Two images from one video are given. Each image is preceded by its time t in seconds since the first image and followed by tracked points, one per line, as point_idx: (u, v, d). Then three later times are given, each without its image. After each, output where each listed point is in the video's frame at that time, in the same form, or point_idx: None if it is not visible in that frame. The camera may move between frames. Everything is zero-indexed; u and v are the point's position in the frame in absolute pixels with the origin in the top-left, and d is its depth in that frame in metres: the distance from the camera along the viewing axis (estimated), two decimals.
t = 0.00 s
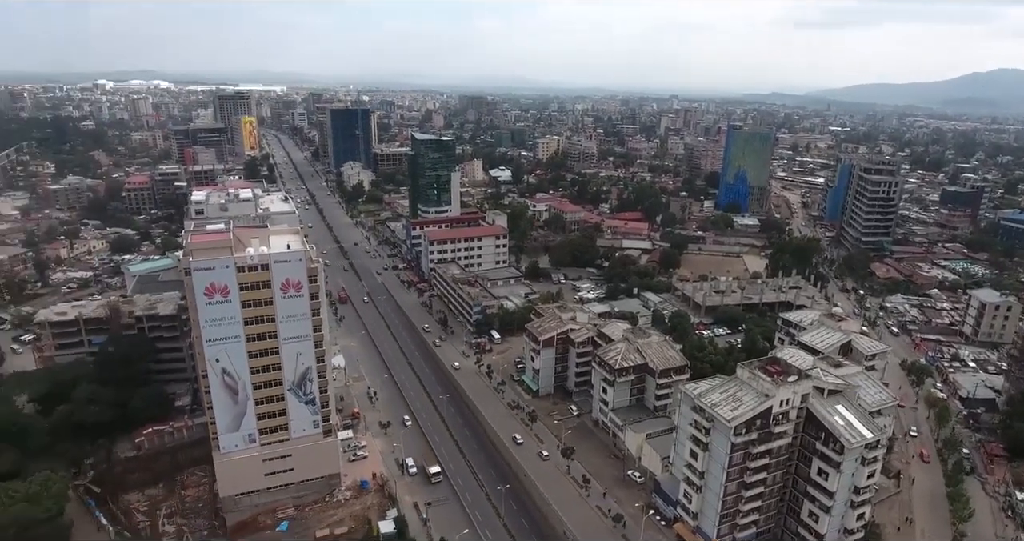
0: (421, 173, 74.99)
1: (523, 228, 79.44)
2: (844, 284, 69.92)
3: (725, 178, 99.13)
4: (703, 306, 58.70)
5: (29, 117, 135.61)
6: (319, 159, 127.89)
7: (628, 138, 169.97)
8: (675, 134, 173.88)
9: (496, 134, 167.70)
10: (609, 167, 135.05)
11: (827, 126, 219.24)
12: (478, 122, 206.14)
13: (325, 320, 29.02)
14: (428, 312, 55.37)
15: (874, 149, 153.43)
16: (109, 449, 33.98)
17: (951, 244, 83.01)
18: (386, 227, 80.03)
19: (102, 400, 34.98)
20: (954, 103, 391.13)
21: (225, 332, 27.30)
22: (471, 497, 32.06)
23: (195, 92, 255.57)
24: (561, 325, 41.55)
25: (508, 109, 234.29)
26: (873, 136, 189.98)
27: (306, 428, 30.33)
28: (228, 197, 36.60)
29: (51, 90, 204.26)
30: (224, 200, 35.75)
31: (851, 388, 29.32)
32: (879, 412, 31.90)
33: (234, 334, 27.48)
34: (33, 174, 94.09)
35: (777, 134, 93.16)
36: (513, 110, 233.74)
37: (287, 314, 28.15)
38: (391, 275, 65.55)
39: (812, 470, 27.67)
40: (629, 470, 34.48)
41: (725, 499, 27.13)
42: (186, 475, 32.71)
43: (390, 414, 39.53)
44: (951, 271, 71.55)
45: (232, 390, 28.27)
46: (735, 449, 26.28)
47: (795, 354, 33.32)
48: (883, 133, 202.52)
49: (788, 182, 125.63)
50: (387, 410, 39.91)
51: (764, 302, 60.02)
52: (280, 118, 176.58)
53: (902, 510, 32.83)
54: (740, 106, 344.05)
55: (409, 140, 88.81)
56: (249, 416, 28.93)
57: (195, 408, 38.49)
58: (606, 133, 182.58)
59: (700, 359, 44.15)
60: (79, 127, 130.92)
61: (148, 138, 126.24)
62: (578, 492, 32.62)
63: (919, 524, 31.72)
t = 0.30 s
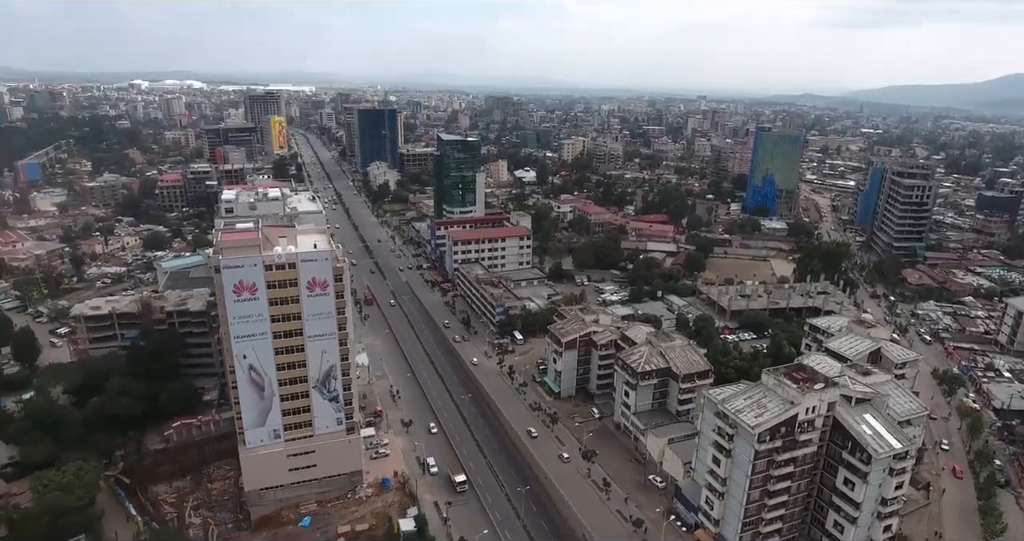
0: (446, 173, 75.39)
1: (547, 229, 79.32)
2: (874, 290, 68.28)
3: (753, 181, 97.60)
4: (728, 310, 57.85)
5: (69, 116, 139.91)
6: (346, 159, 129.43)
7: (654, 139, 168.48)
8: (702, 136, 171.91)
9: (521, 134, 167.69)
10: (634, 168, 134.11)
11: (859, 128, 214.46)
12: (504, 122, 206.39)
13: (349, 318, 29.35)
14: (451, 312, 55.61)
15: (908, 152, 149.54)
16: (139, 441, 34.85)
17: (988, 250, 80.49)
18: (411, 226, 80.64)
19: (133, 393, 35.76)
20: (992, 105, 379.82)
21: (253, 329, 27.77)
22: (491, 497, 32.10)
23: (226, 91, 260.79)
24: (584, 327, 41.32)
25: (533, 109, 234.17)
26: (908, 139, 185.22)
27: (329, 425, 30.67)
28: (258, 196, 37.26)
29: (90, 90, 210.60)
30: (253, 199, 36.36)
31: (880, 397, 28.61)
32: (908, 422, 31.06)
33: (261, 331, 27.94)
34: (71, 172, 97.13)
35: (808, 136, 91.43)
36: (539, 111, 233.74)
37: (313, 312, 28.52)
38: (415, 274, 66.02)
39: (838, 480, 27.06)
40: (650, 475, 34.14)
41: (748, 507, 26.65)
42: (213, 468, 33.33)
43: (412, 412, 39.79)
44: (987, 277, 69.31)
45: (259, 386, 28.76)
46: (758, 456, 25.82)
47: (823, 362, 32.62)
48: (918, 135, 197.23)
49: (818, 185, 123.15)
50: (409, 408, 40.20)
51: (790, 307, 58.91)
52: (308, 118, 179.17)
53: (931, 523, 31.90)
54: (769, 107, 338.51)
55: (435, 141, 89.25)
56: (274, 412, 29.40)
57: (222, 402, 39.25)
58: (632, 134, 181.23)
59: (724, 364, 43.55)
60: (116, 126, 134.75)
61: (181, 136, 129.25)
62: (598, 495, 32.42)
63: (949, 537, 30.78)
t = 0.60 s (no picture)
0: (462, 173, 75.53)
1: (563, 230, 79.12)
2: (895, 294, 67.06)
3: (772, 183, 96.41)
4: (745, 313, 57.16)
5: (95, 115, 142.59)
6: (364, 158, 130.28)
7: (672, 140, 167.32)
8: (721, 137, 170.33)
9: (538, 135, 167.43)
10: (652, 170, 133.29)
11: (882, 130, 210.73)
12: (521, 122, 206.28)
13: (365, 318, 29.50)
14: (467, 313, 55.70)
15: (932, 154, 146.75)
16: (159, 436, 35.26)
17: (1013, 254, 78.64)
18: (428, 226, 80.90)
19: (153, 388, 36.34)
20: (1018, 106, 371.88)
21: (271, 327, 28.04)
22: (504, 498, 32.06)
23: (247, 91, 263.98)
24: (599, 329, 41.09)
25: (551, 110, 233.98)
26: (931, 140, 181.73)
27: (345, 423, 30.88)
28: (277, 195, 37.61)
29: (116, 90, 214.65)
30: (272, 198, 36.73)
31: (900, 403, 28.05)
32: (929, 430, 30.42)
33: (279, 329, 28.20)
34: (96, 170, 99.10)
35: (829, 138, 90.12)
36: (556, 111, 233.42)
37: (330, 311, 28.72)
38: (431, 274, 66.25)
39: (855, 487, 26.58)
40: (664, 478, 33.83)
41: (763, 512, 26.29)
42: (230, 464, 33.74)
43: (426, 412, 39.91)
44: (1013, 282, 67.70)
45: (276, 384, 29.03)
46: (774, 462, 25.47)
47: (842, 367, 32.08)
48: (943, 137, 193.46)
49: (839, 187, 121.27)
50: (423, 408, 40.31)
51: (809, 311, 58.04)
52: (327, 118, 180.68)
53: (952, 532, 31.18)
54: (789, 108, 334.81)
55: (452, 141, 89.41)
56: (291, 410, 29.65)
57: (239, 399, 39.74)
58: (650, 135, 180.10)
59: (739, 367, 43.01)
60: (140, 125, 137.20)
61: (203, 136, 131.04)
62: (611, 498, 32.21)
63: None
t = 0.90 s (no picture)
0: (474, 173, 75.60)
1: (574, 231, 79.01)
2: (909, 297, 66.22)
3: (786, 184, 95.59)
4: (757, 315, 56.70)
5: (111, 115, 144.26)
6: (376, 158, 130.81)
7: (684, 140, 166.43)
8: (733, 138, 169.19)
9: (550, 135, 167.28)
10: (663, 170, 132.71)
11: (897, 131, 208.39)
12: (533, 123, 206.06)
13: (376, 318, 29.58)
14: (477, 313, 55.78)
15: (948, 155, 144.82)
16: (172, 434, 35.56)
17: None
18: (439, 227, 81.09)
19: (166, 386, 36.65)
20: None
21: (282, 327, 28.22)
22: (513, 499, 32.00)
23: (261, 91, 266.09)
24: (610, 330, 40.91)
25: (563, 110, 233.70)
26: (948, 142, 179.32)
27: (355, 423, 31.02)
28: (289, 195, 37.83)
29: (133, 90, 217.28)
30: (285, 198, 36.98)
31: (913, 408, 27.68)
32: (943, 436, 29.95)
33: (290, 328, 28.36)
34: (112, 169, 100.32)
35: (843, 139, 89.21)
36: (568, 112, 232.97)
37: (341, 311, 28.85)
38: (442, 274, 66.41)
39: (867, 493, 26.28)
40: (674, 481, 33.62)
41: (774, 517, 26.03)
42: (241, 462, 34.03)
43: (436, 412, 40.00)
44: None
45: (287, 383, 29.22)
46: (785, 466, 25.21)
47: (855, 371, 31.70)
48: (960, 138, 190.75)
49: (852, 189, 120.10)
50: (433, 408, 40.39)
51: (822, 314, 57.48)
52: (340, 118, 181.68)
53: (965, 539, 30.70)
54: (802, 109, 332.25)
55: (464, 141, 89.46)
56: (301, 409, 29.82)
57: (251, 398, 40.04)
58: (662, 135, 179.30)
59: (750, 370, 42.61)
60: (155, 125, 138.74)
61: (217, 135, 132.34)
62: (621, 501, 32.05)
63: None
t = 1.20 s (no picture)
0: (481, 174, 75.63)
1: (581, 232, 78.92)
2: (919, 299, 65.68)
3: (794, 185, 95.00)
4: (764, 317, 56.40)
5: (122, 115, 145.42)
6: (384, 158, 131.18)
7: (692, 141, 165.83)
8: (741, 139, 168.46)
9: (557, 135, 167.20)
10: (671, 171, 132.33)
11: (907, 131, 206.76)
12: (540, 123, 205.99)
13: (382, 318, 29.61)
14: (483, 313, 55.81)
15: (959, 156, 143.50)
16: (179, 432, 35.77)
17: None
18: (446, 227, 81.19)
19: (174, 384, 36.86)
20: None
21: (290, 327, 28.31)
22: (519, 500, 31.96)
23: (270, 91, 267.44)
24: (616, 332, 40.81)
25: (570, 110, 233.49)
26: (959, 143, 177.82)
27: (361, 423, 31.09)
28: (297, 195, 37.98)
29: (143, 90, 218.82)
30: (293, 198, 37.11)
31: (922, 411, 27.43)
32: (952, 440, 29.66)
33: (298, 329, 28.46)
34: (122, 169, 101.06)
35: (853, 140, 88.58)
36: (575, 112, 232.71)
37: (348, 311, 28.92)
38: (449, 274, 66.49)
39: (875, 496, 26.06)
40: (680, 483, 33.51)
41: (780, 520, 25.87)
42: (248, 461, 34.21)
43: (442, 412, 40.02)
44: None
45: (294, 383, 29.31)
46: (792, 469, 25.06)
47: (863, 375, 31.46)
48: (971, 139, 188.94)
49: (861, 190, 119.28)
50: (440, 408, 40.42)
51: (830, 316, 57.09)
52: (348, 118, 182.30)
53: None
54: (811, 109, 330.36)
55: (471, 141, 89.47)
56: (308, 408, 29.91)
57: (259, 397, 40.19)
58: (670, 136, 178.75)
59: (757, 372, 42.38)
60: (165, 125, 139.72)
61: (225, 135, 133.09)
62: (627, 503, 31.95)
63: None
